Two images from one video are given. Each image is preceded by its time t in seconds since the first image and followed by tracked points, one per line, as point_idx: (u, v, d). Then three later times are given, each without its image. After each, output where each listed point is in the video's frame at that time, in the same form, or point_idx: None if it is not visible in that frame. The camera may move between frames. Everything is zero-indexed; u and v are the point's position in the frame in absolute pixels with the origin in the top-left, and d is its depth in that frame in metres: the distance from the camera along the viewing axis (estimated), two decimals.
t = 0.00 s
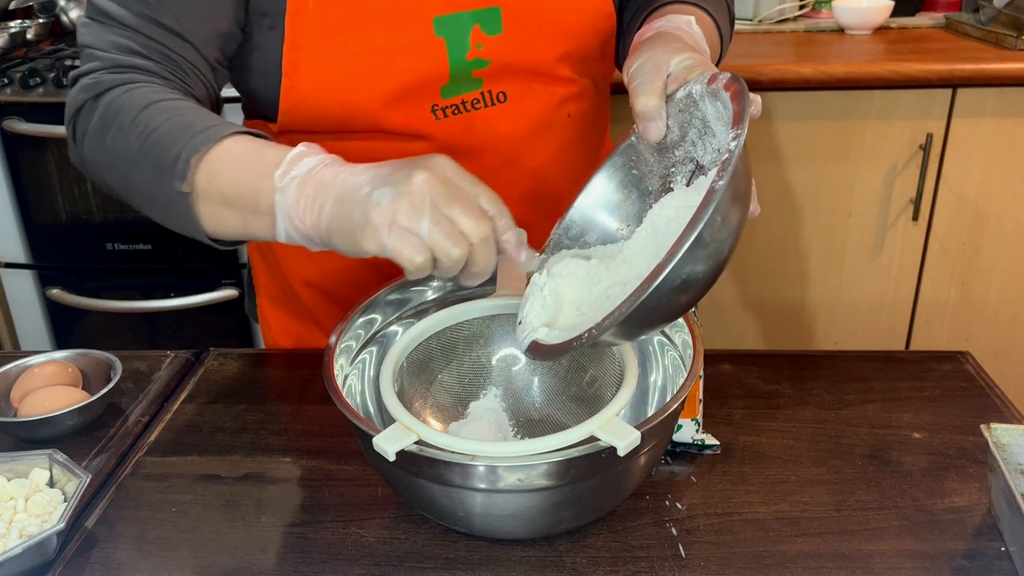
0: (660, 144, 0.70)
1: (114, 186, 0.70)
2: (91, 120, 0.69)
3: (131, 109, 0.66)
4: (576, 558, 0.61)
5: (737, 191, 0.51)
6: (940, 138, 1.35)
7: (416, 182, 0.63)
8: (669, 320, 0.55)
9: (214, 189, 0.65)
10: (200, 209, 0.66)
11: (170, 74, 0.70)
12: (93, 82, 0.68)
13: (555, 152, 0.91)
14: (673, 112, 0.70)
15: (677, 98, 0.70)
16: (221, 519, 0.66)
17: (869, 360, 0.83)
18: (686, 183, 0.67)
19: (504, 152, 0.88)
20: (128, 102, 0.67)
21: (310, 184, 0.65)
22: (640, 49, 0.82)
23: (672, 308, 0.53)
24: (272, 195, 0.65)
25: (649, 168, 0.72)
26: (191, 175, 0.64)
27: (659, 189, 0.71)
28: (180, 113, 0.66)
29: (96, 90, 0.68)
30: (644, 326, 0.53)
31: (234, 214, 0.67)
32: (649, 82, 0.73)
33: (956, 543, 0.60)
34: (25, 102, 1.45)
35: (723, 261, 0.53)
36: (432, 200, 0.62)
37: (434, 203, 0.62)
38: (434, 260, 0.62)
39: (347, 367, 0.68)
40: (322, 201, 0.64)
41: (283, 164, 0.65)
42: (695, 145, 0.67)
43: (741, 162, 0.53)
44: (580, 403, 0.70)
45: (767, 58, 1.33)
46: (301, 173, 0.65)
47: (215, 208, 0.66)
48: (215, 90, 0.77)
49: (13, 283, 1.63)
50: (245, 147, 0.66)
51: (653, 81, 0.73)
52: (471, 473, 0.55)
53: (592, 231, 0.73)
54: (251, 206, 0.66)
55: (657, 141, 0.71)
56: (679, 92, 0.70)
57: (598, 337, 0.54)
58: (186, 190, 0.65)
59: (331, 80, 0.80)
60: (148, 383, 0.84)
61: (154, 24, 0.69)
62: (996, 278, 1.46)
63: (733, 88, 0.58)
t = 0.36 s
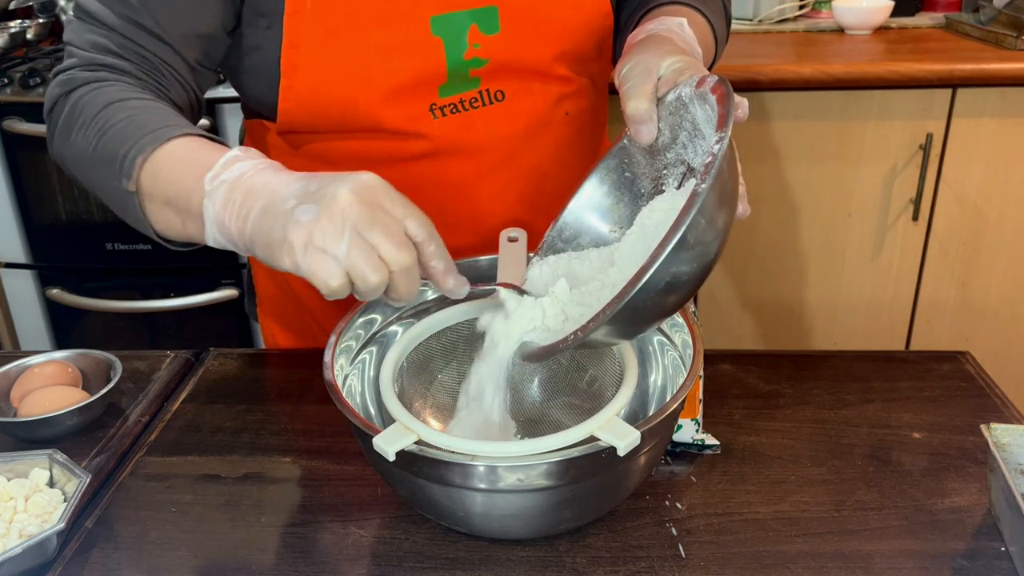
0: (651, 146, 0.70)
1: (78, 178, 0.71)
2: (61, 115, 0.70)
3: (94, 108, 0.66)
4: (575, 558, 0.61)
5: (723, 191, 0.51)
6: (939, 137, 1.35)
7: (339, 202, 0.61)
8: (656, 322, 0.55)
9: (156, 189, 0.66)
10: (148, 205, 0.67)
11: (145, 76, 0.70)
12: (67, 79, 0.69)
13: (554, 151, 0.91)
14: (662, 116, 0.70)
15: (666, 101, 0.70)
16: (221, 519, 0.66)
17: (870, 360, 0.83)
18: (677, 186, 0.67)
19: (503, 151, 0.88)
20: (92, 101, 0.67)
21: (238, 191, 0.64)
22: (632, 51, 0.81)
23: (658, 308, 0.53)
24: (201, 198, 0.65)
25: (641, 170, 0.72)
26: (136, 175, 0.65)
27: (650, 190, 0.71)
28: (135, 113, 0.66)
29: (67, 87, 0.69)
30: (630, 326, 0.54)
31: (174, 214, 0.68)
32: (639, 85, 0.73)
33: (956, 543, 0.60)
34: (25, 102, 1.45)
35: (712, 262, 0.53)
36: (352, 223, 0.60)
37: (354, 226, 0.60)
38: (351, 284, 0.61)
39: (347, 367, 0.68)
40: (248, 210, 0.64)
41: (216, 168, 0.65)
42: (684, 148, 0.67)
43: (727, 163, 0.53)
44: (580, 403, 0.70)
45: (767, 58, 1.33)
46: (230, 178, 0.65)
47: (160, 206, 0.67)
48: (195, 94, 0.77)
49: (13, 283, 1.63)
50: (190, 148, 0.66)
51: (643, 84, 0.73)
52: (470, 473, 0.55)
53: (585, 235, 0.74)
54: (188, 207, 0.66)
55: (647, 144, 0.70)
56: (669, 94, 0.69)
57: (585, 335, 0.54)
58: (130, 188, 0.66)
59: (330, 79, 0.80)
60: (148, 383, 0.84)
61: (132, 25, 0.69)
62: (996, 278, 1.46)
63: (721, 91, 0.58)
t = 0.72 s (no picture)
0: (639, 145, 0.70)
1: (135, 181, 0.69)
2: (117, 110, 0.68)
3: (155, 102, 0.65)
4: (575, 558, 0.61)
5: (703, 185, 0.52)
6: (937, 138, 1.35)
7: (422, 181, 0.55)
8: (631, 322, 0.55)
9: (223, 196, 0.63)
10: (212, 211, 0.65)
11: (197, 63, 0.69)
12: (121, 71, 0.67)
13: (548, 150, 0.91)
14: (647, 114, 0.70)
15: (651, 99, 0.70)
16: (221, 519, 0.66)
17: (870, 360, 0.83)
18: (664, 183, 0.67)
19: (497, 150, 0.88)
20: (153, 93, 0.66)
21: (315, 201, 0.60)
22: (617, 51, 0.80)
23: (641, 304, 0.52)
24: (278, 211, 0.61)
25: (630, 169, 0.72)
26: (201, 176, 0.63)
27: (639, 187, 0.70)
28: (198, 109, 0.64)
29: (124, 79, 0.67)
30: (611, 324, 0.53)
31: (242, 225, 0.64)
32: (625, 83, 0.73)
33: (956, 544, 0.60)
34: (25, 102, 1.45)
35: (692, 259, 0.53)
36: (441, 199, 0.54)
37: (441, 203, 0.54)
38: (447, 272, 0.54)
39: (347, 367, 0.68)
40: (327, 217, 0.59)
41: (292, 174, 0.61)
42: (669, 146, 0.66)
43: (705, 157, 0.53)
44: (580, 403, 0.70)
45: (767, 58, 1.33)
46: (309, 186, 0.61)
47: (226, 217, 0.65)
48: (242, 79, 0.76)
49: (13, 283, 1.63)
50: (261, 151, 0.63)
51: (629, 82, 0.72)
52: (470, 473, 0.55)
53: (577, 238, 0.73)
54: (258, 217, 0.63)
55: (635, 144, 0.70)
56: (654, 92, 0.69)
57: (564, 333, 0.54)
58: (195, 190, 0.63)
59: (325, 79, 0.80)
60: (148, 382, 0.84)
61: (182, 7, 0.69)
62: (996, 278, 1.46)
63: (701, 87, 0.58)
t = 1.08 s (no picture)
0: (647, 141, 0.70)
1: (97, 196, 0.68)
2: (81, 120, 0.67)
3: (121, 118, 0.64)
4: (575, 558, 0.61)
5: (710, 161, 0.52)
6: (938, 138, 1.35)
7: (396, 262, 0.56)
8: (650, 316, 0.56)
9: (185, 227, 0.63)
10: (173, 238, 0.65)
11: (166, 76, 0.69)
12: (87, 80, 0.66)
13: (550, 148, 0.91)
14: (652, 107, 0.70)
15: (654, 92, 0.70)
16: (220, 519, 0.66)
17: (870, 360, 0.83)
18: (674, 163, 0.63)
19: (500, 149, 0.88)
20: (120, 108, 0.65)
21: (279, 248, 0.61)
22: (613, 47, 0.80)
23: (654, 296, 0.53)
24: (240, 251, 0.62)
25: (641, 167, 0.71)
26: (163, 204, 0.63)
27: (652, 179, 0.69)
28: (164, 132, 0.64)
29: (89, 89, 0.66)
30: (627, 317, 0.54)
31: (203, 257, 0.65)
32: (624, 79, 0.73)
33: (957, 544, 0.60)
34: (25, 102, 1.45)
35: (706, 241, 0.53)
36: (410, 285, 0.55)
37: (412, 287, 0.55)
38: (409, 352, 0.55)
39: (347, 366, 0.68)
40: (292, 269, 0.60)
41: (256, 220, 0.62)
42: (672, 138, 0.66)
43: (709, 142, 0.53)
44: (580, 403, 0.70)
45: (767, 58, 1.33)
46: (271, 234, 0.61)
47: (187, 247, 0.65)
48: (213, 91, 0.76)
49: (12, 282, 1.63)
50: (225, 185, 0.63)
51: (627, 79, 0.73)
52: (471, 473, 0.54)
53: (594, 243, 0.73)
54: (221, 253, 0.63)
55: (644, 141, 0.70)
56: (654, 85, 0.70)
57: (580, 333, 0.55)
58: (157, 217, 0.63)
59: (327, 81, 0.80)
60: (148, 383, 0.84)
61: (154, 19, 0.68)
62: (996, 278, 1.46)
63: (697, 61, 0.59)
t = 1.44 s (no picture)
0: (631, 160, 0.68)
1: (58, 191, 0.69)
2: (42, 124, 0.68)
3: (76, 119, 0.65)
4: (575, 558, 0.61)
5: (677, 173, 0.52)
6: (937, 138, 1.35)
7: (323, 227, 0.57)
8: (625, 334, 0.56)
9: (136, 214, 0.64)
10: (125, 227, 0.66)
11: (127, 82, 0.68)
12: (48, 85, 0.67)
13: (545, 149, 0.91)
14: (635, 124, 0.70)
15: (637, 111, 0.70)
16: (220, 519, 0.66)
17: (870, 360, 0.83)
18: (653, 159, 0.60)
19: (494, 149, 0.88)
20: (76, 111, 0.65)
21: (218, 227, 0.62)
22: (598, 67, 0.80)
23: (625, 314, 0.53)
24: (183, 233, 0.63)
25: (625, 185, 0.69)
26: (115, 196, 0.63)
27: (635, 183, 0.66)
28: (115, 129, 0.64)
29: (49, 94, 0.67)
30: (600, 332, 0.53)
31: (153, 242, 0.66)
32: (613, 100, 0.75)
33: (957, 544, 0.60)
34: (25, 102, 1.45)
35: (679, 258, 0.53)
36: (337, 247, 0.57)
37: (340, 251, 0.57)
38: (340, 314, 0.57)
39: (347, 367, 0.68)
40: (230, 245, 0.61)
41: (199, 201, 0.63)
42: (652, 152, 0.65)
43: (675, 157, 0.53)
44: (580, 404, 0.70)
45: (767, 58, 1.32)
46: (213, 213, 0.62)
47: (141, 234, 0.66)
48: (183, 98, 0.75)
49: (13, 282, 1.63)
50: (174, 175, 0.64)
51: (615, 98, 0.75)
52: (470, 473, 0.54)
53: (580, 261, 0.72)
54: (168, 237, 0.64)
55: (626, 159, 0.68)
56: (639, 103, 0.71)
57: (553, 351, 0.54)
58: (109, 210, 0.64)
59: (320, 81, 0.80)
60: (148, 383, 0.84)
61: (116, 26, 0.67)
62: (997, 278, 1.46)
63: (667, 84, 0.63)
